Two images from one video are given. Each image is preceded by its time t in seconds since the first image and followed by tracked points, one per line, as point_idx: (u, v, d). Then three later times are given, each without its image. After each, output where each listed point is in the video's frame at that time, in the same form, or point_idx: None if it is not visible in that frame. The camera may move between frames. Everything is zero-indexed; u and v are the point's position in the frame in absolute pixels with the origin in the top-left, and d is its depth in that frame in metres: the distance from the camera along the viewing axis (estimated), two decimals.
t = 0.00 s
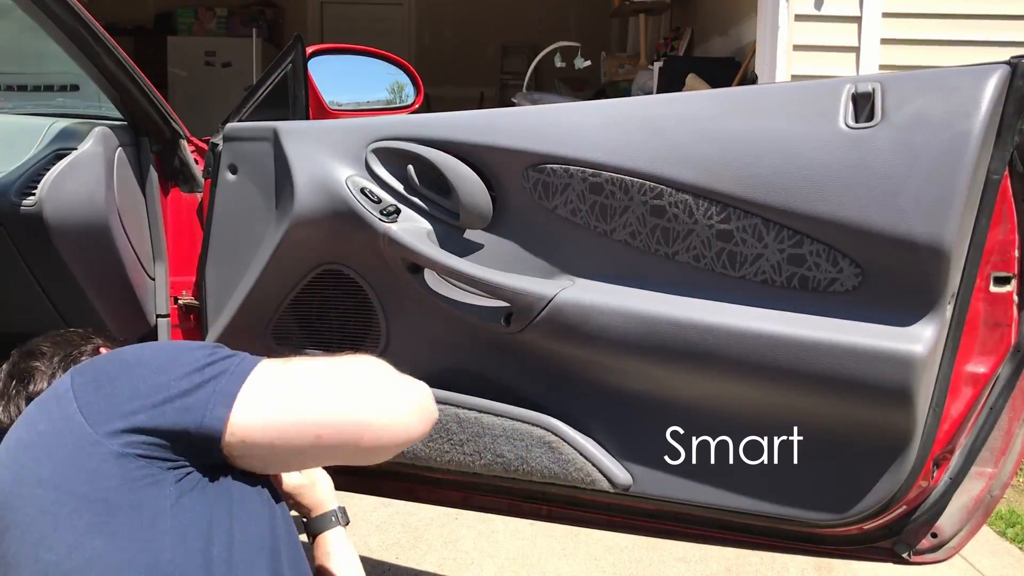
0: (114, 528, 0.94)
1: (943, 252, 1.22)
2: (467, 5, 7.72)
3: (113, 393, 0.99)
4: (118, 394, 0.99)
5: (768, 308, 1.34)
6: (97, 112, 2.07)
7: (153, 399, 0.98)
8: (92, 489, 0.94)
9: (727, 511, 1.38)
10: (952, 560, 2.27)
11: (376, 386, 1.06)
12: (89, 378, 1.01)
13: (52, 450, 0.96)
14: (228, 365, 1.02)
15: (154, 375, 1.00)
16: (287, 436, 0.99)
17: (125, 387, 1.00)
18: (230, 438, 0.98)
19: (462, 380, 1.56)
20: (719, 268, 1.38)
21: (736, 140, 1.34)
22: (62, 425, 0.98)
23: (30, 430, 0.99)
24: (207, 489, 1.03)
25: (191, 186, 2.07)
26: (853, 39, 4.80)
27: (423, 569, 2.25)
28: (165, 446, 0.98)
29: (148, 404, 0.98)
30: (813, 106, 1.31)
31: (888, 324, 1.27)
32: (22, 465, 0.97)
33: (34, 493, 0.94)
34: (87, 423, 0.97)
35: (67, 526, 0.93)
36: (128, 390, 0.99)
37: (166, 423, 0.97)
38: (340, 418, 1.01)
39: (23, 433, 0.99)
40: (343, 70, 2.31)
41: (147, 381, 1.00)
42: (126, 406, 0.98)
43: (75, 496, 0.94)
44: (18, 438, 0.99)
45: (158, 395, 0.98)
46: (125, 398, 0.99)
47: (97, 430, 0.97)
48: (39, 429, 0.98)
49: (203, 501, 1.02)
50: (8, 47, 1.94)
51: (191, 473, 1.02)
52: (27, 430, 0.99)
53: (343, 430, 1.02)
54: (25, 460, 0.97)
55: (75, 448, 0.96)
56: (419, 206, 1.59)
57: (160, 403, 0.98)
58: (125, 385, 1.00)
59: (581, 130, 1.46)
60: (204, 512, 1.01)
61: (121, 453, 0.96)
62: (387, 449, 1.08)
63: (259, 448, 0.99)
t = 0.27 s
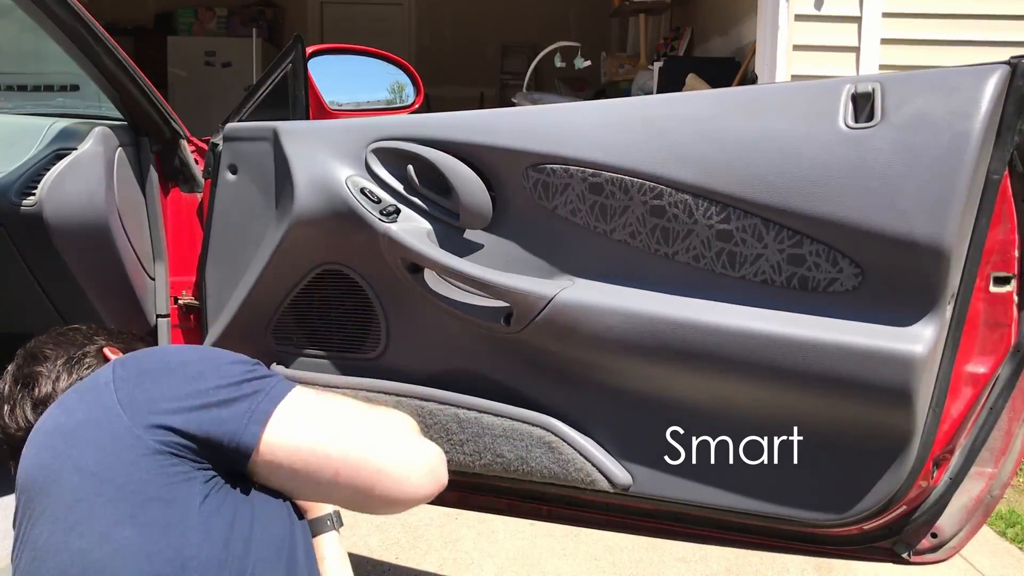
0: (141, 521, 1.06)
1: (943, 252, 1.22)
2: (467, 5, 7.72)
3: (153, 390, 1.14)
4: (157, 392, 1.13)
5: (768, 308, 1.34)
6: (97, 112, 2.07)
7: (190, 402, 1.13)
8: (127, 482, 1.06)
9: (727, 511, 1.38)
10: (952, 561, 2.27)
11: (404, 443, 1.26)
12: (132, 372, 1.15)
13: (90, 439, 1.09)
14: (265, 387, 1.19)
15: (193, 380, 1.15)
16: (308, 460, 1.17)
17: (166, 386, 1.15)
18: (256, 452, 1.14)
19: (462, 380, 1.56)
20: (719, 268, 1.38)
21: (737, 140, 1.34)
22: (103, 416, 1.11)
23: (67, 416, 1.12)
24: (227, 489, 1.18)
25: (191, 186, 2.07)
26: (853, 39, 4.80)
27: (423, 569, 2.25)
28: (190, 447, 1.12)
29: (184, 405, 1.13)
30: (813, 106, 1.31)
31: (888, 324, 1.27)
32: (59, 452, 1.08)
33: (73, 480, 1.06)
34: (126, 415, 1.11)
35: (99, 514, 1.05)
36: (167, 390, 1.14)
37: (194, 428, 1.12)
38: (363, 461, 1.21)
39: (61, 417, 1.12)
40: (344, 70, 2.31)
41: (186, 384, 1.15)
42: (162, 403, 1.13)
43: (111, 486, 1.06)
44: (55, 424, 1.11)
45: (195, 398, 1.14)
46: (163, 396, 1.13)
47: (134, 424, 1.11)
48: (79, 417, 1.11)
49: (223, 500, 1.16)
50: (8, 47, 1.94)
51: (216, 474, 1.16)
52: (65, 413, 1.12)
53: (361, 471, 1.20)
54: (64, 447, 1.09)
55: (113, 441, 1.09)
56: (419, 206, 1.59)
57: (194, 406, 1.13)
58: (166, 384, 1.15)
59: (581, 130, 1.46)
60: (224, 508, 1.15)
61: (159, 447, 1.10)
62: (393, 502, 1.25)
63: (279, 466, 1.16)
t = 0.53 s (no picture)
0: (137, 521, 1.05)
1: (943, 252, 1.22)
2: (467, 5, 7.72)
3: (147, 389, 1.14)
4: (151, 392, 1.13)
5: (767, 308, 1.34)
6: (97, 112, 2.07)
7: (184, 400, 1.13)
8: (123, 482, 1.06)
9: (727, 511, 1.37)
10: (952, 561, 2.26)
11: (402, 445, 1.27)
12: (127, 373, 1.15)
13: (86, 440, 1.09)
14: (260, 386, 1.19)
15: (187, 379, 1.15)
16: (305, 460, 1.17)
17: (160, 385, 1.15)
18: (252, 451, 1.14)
19: (461, 380, 1.56)
20: (719, 269, 1.38)
21: (736, 140, 1.33)
22: (99, 418, 1.11)
23: (63, 417, 1.12)
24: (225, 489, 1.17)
25: (191, 186, 2.07)
26: (853, 39, 4.80)
27: (422, 569, 2.25)
28: (186, 446, 1.12)
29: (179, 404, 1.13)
30: (813, 106, 1.30)
31: (887, 324, 1.27)
32: (56, 453, 1.09)
33: (69, 481, 1.07)
34: (122, 416, 1.11)
35: (95, 515, 1.05)
36: (161, 389, 1.14)
37: (189, 426, 1.11)
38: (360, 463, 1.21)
39: (57, 419, 1.12)
40: (343, 70, 2.31)
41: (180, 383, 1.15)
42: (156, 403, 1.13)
43: (107, 486, 1.06)
44: (52, 426, 1.12)
45: (190, 397, 1.14)
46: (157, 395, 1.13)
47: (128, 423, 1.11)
48: (76, 418, 1.11)
49: (222, 500, 1.15)
50: (8, 47, 1.94)
51: (214, 473, 1.16)
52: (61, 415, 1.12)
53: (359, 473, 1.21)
54: (61, 449, 1.09)
55: (109, 442, 1.09)
56: (418, 206, 1.59)
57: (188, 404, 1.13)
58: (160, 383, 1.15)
59: (581, 130, 1.45)
60: (223, 508, 1.15)
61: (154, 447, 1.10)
62: (389, 503, 1.26)
63: (276, 466, 1.16)
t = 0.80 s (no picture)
0: (135, 520, 1.06)
1: (943, 252, 1.22)
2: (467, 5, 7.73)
3: (146, 388, 1.14)
4: (150, 391, 1.13)
5: (767, 308, 1.34)
6: (97, 112, 2.07)
7: (183, 400, 1.13)
8: (121, 481, 1.07)
9: (727, 511, 1.37)
10: (952, 561, 2.26)
11: (404, 452, 1.24)
12: (125, 371, 1.15)
13: (84, 439, 1.09)
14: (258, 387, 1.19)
15: (186, 378, 1.15)
16: (302, 462, 1.16)
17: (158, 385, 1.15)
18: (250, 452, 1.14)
19: (462, 380, 1.56)
20: (719, 268, 1.38)
21: (736, 140, 1.33)
22: (96, 416, 1.11)
23: (61, 414, 1.12)
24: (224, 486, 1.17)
25: (191, 186, 2.07)
26: (853, 39, 4.80)
27: (422, 569, 2.25)
28: (185, 445, 1.12)
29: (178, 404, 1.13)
30: (813, 106, 1.30)
31: (888, 324, 1.27)
32: (54, 450, 1.09)
33: (67, 480, 1.07)
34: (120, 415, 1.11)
35: (93, 513, 1.05)
36: (159, 388, 1.14)
37: (188, 426, 1.12)
38: (358, 468, 1.19)
39: (55, 417, 1.12)
40: (343, 69, 2.31)
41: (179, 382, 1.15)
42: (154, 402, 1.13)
43: (104, 486, 1.06)
44: (50, 423, 1.12)
45: (189, 396, 1.14)
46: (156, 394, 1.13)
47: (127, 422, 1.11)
48: (73, 417, 1.12)
49: (220, 497, 1.15)
50: (8, 47, 1.94)
51: (213, 471, 1.16)
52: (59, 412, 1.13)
53: (357, 478, 1.19)
54: (59, 447, 1.09)
55: (107, 440, 1.09)
56: (419, 206, 1.59)
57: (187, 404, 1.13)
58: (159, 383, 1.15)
59: (581, 130, 1.46)
60: (221, 505, 1.15)
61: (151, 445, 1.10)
62: (387, 510, 1.23)
63: (274, 467, 1.16)
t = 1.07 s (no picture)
0: (133, 525, 1.06)
1: (943, 252, 1.22)
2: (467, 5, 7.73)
3: (143, 392, 1.13)
4: (147, 396, 1.13)
5: (767, 308, 1.34)
6: (98, 112, 2.07)
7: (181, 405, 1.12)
8: (118, 485, 1.07)
9: (727, 511, 1.38)
10: (952, 560, 2.26)
11: (400, 459, 1.22)
12: (123, 374, 1.15)
13: (81, 443, 1.10)
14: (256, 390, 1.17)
15: (183, 384, 1.14)
16: (300, 473, 1.14)
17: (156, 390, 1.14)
18: (247, 457, 1.12)
19: (462, 380, 1.56)
20: (719, 268, 1.38)
21: (737, 140, 1.34)
22: (93, 420, 1.11)
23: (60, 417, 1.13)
24: (223, 489, 1.17)
25: (191, 186, 2.09)
26: (853, 39, 4.80)
27: (423, 569, 2.25)
28: (181, 450, 1.11)
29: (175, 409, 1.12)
30: (813, 106, 1.31)
31: (888, 324, 1.27)
32: (53, 455, 1.10)
33: (66, 484, 1.08)
34: (116, 419, 1.11)
35: (90, 518, 1.06)
36: (157, 393, 1.13)
37: (185, 432, 1.11)
38: (356, 477, 1.17)
39: (54, 420, 1.13)
40: (343, 69, 2.31)
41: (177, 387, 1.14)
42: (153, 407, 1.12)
43: (100, 490, 1.07)
44: (48, 427, 1.13)
45: (186, 401, 1.13)
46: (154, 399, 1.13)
47: (124, 427, 1.11)
48: (70, 420, 1.12)
49: (220, 502, 1.15)
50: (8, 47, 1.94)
51: (211, 476, 1.15)
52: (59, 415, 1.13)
53: (356, 489, 1.17)
54: (57, 452, 1.10)
55: (104, 445, 1.09)
56: (419, 206, 1.60)
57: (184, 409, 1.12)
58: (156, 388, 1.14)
59: (581, 129, 1.46)
60: (220, 510, 1.14)
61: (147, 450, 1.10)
62: (385, 518, 1.22)
63: (271, 475, 1.14)
